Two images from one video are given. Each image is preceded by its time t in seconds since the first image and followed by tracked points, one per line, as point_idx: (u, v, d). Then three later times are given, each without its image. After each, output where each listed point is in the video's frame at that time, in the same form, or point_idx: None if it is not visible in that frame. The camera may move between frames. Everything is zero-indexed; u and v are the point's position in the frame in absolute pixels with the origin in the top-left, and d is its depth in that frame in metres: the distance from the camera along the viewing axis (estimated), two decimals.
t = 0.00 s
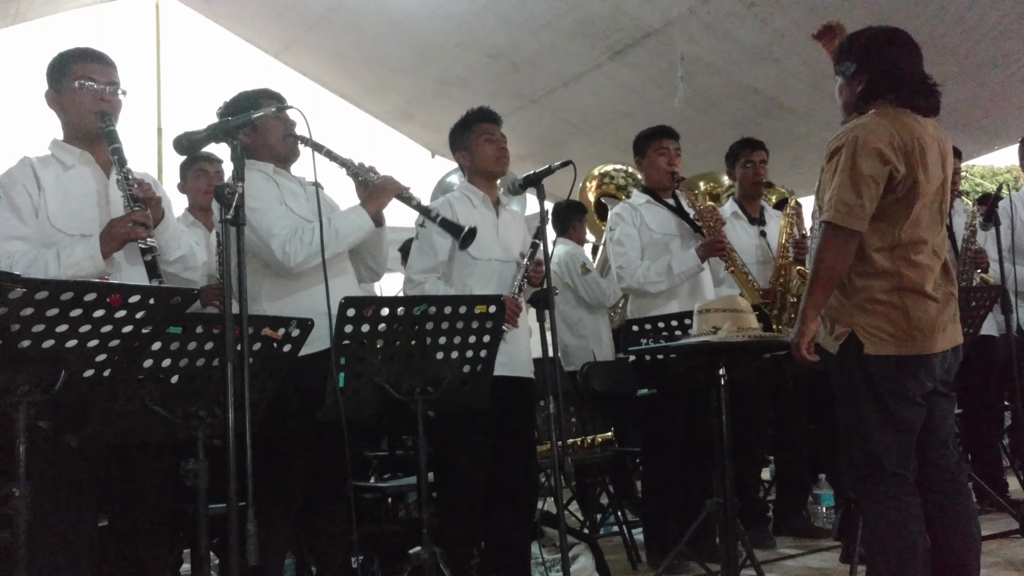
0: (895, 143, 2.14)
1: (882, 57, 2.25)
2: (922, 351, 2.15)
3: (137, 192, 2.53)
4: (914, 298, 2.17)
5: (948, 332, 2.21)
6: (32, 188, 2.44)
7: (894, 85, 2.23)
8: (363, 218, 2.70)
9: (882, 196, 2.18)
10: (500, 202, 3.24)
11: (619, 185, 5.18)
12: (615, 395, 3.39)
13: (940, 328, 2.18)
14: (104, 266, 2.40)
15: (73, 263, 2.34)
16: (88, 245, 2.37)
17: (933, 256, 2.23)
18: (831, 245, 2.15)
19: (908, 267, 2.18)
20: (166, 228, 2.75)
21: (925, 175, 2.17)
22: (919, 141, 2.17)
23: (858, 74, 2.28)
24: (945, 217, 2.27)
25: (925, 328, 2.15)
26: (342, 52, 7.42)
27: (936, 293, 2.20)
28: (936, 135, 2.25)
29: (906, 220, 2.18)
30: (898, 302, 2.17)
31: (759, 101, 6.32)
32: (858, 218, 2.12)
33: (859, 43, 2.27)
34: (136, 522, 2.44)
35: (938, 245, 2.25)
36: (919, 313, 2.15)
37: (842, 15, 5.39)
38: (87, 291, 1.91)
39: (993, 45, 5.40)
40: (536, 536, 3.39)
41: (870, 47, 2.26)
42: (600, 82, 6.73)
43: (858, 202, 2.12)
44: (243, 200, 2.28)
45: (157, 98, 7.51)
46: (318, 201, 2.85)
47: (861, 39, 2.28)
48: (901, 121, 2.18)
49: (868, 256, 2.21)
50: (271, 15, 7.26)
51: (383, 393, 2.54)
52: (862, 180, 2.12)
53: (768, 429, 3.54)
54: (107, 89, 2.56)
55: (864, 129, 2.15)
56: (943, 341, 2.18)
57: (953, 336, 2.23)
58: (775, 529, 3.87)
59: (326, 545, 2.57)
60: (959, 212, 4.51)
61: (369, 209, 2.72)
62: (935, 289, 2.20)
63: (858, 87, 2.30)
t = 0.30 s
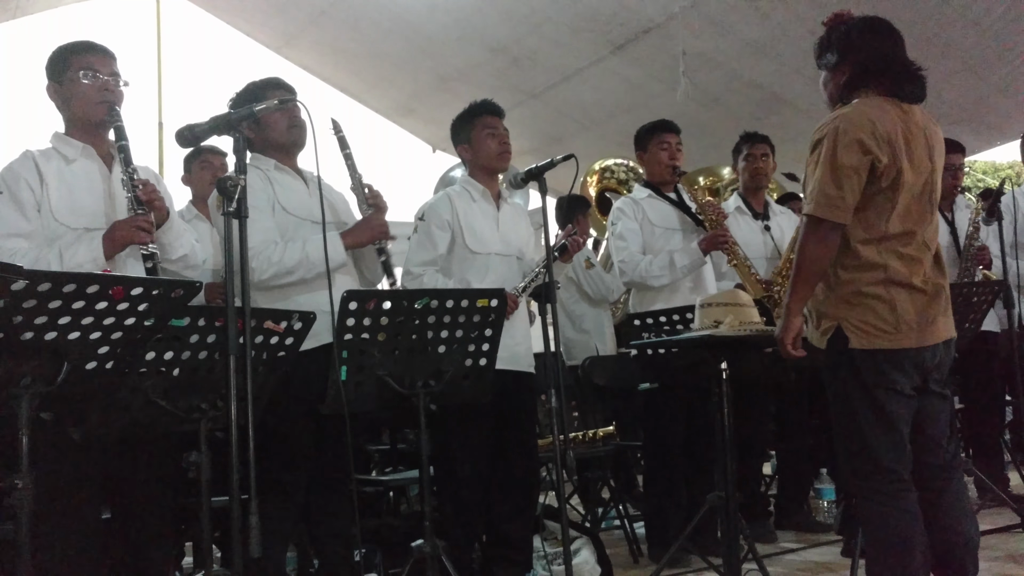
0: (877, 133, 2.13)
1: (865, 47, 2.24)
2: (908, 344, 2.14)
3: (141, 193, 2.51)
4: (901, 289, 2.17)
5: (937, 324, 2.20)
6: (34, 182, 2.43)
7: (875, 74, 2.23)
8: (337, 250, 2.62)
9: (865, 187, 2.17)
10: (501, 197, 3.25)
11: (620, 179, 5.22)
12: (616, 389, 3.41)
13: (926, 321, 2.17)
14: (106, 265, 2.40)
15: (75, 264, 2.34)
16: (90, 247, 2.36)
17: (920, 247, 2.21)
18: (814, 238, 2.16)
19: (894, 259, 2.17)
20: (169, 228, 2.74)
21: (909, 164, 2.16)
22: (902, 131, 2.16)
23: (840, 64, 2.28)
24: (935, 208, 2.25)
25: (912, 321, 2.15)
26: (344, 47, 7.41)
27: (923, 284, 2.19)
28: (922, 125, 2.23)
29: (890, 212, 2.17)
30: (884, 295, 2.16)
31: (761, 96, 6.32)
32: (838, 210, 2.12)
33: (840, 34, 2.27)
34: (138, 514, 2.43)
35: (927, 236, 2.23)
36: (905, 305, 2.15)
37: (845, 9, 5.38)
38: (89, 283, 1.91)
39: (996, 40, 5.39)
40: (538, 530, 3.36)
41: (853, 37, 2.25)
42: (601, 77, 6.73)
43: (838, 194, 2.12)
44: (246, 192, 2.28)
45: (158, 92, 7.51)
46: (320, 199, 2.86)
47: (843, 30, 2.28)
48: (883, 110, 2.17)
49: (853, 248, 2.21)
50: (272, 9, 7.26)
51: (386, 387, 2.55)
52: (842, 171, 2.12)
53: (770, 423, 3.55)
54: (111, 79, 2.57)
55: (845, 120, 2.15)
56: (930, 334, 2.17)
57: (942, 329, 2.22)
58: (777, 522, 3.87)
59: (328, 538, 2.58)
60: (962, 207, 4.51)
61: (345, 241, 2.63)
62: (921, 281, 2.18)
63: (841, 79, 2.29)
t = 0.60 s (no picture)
0: (854, 133, 2.12)
1: (855, 43, 2.22)
2: (895, 345, 2.10)
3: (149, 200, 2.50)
4: (889, 290, 2.13)
5: (930, 327, 2.14)
6: (41, 181, 2.42)
7: (867, 69, 2.21)
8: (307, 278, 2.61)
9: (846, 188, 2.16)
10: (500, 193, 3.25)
11: (625, 177, 5.23)
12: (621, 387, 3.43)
13: (915, 321, 2.12)
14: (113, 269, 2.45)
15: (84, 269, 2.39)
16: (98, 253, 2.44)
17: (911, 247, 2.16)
18: (792, 240, 2.17)
19: (881, 258, 2.14)
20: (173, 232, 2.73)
21: (892, 162, 2.12)
22: (885, 130, 2.13)
23: (830, 61, 2.27)
24: (931, 208, 2.18)
25: (899, 323, 2.10)
26: (348, 45, 7.41)
27: (913, 284, 2.14)
28: (912, 124, 2.19)
29: (873, 211, 2.15)
30: (870, 295, 2.13)
31: (766, 94, 6.32)
32: (814, 211, 2.13)
33: (829, 34, 2.27)
34: (145, 511, 2.44)
35: (921, 235, 2.18)
36: (892, 306, 2.11)
37: (849, 8, 5.38)
38: (96, 281, 1.92)
39: (1002, 39, 5.38)
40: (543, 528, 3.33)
41: (840, 37, 2.25)
42: (606, 75, 6.72)
43: (813, 195, 2.13)
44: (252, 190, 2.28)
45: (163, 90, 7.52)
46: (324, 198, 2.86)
47: (834, 27, 2.27)
48: (864, 109, 2.15)
49: (840, 249, 2.19)
50: (276, 7, 7.26)
51: (391, 385, 2.55)
52: (817, 172, 2.12)
53: (775, 421, 3.54)
54: (122, 78, 2.58)
55: (823, 121, 2.16)
56: (921, 335, 2.12)
57: (937, 332, 2.16)
58: (781, 521, 3.88)
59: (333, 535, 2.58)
60: (967, 206, 4.50)
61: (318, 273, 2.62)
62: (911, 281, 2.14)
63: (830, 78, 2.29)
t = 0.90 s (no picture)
0: (834, 135, 2.11)
1: (850, 43, 2.20)
2: (884, 348, 2.07)
3: (166, 217, 2.48)
4: (878, 292, 2.11)
5: (923, 329, 2.11)
6: (51, 182, 2.41)
7: (864, 69, 2.18)
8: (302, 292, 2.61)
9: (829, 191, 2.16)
10: (500, 193, 3.25)
11: (626, 176, 5.18)
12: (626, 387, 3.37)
13: (905, 325, 2.09)
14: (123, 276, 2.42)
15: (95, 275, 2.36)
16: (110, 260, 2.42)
17: (902, 248, 2.13)
18: (777, 243, 2.17)
19: (869, 261, 2.12)
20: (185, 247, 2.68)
21: (875, 163, 2.11)
22: (866, 130, 2.12)
23: (823, 62, 2.25)
24: (922, 206, 2.14)
25: (889, 325, 2.08)
26: (353, 45, 7.42)
27: (902, 286, 2.11)
28: (899, 121, 2.16)
29: (858, 212, 2.13)
30: (858, 298, 2.12)
31: (771, 93, 6.31)
32: (795, 215, 2.13)
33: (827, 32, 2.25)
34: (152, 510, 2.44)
35: (913, 236, 2.14)
36: (881, 308, 2.09)
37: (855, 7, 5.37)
38: (104, 281, 1.92)
39: (1008, 37, 5.37)
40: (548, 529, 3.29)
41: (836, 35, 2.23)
42: (611, 74, 6.72)
43: (794, 198, 2.13)
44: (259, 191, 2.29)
45: (168, 90, 7.52)
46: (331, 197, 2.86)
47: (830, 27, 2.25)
48: (846, 111, 2.15)
49: (828, 253, 2.18)
50: (282, 7, 7.26)
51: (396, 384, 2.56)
52: (797, 175, 2.12)
53: (780, 422, 3.53)
54: (134, 78, 2.59)
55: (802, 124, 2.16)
56: (912, 339, 2.09)
57: (932, 333, 2.12)
58: (787, 521, 3.87)
59: (338, 535, 2.59)
60: (972, 206, 4.49)
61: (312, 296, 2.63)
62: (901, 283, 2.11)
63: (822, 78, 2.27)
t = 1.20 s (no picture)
0: (825, 133, 2.12)
1: (852, 44, 2.20)
2: (877, 349, 2.07)
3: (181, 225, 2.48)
4: (872, 293, 2.10)
5: (918, 330, 2.09)
6: (64, 182, 2.42)
7: (866, 69, 2.18)
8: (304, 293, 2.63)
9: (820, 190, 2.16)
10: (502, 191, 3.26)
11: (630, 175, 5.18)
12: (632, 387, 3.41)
13: (898, 326, 2.07)
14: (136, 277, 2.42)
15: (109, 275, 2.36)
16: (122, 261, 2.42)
17: (896, 249, 2.11)
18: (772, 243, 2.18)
19: (862, 261, 2.12)
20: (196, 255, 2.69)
21: (866, 162, 2.10)
22: (857, 128, 2.12)
23: (826, 62, 2.25)
24: (919, 205, 2.13)
25: (883, 326, 2.07)
26: (358, 45, 7.43)
27: (896, 287, 2.09)
28: (896, 118, 2.16)
29: (851, 212, 2.13)
30: (852, 298, 2.11)
31: (776, 92, 6.31)
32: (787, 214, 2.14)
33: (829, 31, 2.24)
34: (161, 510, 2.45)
35: (908, 237, 2.12)
36: (874, 309, 2.08)
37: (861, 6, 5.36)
38: (112, 282, 1.93)
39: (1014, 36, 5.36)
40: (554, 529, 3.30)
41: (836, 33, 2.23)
42: (616, 73, 6.72)
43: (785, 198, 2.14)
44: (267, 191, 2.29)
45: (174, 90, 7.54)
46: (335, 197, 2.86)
47: (834, 27, 2.25)
48: (838, 109, 2.15)
49: (823, 254, 2.18)
50: (287, 7, 7.27)
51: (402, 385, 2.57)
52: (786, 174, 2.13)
53: (785, 422, 3.53)
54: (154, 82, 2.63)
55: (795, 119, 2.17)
56: (906, 340, 2.08)
57: (929, 335, 2.10)
58: (793, 521, 3.86)
59: (343, 535, 2.59)
60: (977, 206, 4.48)
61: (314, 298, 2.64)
62: (895, 283, 2.09)
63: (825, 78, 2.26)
